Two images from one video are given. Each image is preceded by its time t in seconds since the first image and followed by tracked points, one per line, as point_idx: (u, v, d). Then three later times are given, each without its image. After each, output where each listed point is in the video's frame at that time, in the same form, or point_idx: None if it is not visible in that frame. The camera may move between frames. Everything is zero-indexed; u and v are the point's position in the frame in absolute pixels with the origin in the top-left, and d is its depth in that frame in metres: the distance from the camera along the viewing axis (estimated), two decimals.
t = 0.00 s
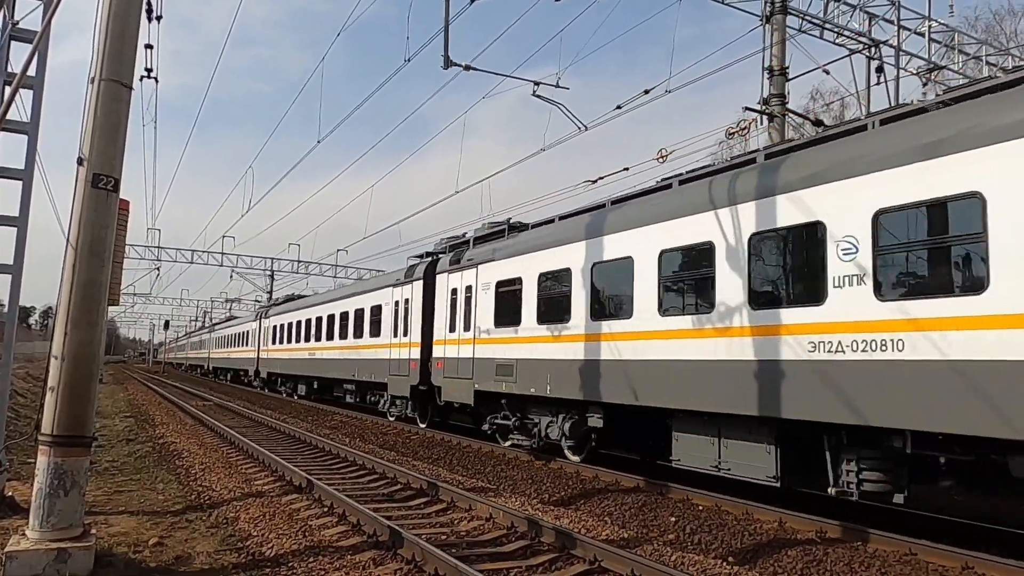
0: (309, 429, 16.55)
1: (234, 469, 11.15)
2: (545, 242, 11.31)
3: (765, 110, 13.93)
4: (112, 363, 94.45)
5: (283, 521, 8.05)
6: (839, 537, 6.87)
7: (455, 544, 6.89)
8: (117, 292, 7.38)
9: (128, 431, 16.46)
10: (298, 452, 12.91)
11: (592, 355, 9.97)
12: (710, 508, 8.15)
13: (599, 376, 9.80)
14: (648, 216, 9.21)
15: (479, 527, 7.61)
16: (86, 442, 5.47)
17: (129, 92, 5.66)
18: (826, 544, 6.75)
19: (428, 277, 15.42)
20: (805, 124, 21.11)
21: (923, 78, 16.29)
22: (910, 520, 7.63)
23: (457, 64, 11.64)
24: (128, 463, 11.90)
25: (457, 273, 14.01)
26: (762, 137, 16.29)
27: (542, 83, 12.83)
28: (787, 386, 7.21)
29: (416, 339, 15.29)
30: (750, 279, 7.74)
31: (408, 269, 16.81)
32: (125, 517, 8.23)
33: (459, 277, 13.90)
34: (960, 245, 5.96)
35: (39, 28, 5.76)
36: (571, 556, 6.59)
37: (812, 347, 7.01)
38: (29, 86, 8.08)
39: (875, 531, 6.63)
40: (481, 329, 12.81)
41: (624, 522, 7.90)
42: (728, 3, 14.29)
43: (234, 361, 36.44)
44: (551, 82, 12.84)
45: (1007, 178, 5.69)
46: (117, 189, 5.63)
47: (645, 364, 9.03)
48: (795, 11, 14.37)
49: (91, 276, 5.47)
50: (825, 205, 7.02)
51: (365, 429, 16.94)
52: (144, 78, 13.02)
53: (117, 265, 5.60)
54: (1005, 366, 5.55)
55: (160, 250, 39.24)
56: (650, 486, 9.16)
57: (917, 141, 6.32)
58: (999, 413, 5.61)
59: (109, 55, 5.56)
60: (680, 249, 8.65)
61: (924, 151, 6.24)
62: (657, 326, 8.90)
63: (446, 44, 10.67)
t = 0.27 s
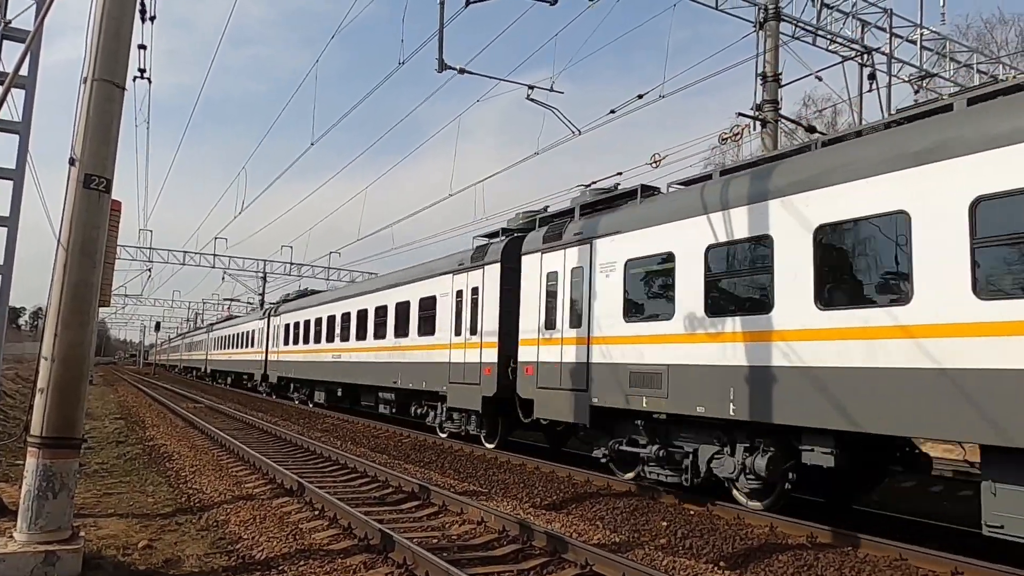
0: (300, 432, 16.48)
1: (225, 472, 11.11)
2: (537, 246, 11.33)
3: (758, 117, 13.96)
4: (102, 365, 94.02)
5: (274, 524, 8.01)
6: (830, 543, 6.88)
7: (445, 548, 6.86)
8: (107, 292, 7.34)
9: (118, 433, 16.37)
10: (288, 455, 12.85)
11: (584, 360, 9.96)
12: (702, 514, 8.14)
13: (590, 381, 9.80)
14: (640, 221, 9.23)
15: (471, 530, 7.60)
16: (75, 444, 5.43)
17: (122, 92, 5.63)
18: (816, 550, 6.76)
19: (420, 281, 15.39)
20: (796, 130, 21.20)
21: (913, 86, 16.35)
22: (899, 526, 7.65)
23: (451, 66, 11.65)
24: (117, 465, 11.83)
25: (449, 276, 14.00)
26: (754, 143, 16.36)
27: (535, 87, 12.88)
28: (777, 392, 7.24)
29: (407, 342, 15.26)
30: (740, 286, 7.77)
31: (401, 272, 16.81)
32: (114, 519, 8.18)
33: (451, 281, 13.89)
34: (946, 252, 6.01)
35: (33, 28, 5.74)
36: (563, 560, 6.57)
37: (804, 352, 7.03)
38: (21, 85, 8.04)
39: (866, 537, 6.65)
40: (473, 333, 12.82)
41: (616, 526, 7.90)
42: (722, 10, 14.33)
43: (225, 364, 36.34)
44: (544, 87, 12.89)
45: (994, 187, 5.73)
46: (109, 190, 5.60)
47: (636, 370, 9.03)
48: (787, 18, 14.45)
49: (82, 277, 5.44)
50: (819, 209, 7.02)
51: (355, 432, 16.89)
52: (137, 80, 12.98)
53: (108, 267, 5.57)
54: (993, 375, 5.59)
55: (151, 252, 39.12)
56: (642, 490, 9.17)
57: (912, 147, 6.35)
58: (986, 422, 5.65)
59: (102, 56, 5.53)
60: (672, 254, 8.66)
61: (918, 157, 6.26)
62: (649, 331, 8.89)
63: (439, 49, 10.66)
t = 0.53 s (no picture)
0: (301, 436, 16.47)
1: (226, 476, 11.10)
2: (538, 250, 11.32)
3: (759, 121, 13.96)
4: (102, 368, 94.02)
5: (274, 528, 8.01)
6: (832, 548, 6.86)
7: (446, 553, 6.85)
8: (108, 295, 7.35)
9: (119, 436, 16.37)
10: (289, 459, 12.84)
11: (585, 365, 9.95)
12: (703, 519, 8.13)
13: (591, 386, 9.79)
14: (640, 225, 9.24)
15: (471, 535, 7.59)
16: (75, 448, 5.42)
17: (124, 96, 5.65)
18: (818, 555, 6.74)
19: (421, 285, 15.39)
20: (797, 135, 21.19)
21: (914, 91, 16.37)
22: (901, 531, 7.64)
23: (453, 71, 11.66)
24: (117, 469, 11.82)
25: (450, 280, 14.01)
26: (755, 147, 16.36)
27: (537, 92, 12.87)
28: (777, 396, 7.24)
29: (408, 346, 15.26)
30: (739, 290, 7.78)
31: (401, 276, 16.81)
32: (114, 523, 8.18)
33: (452, 285, 13.88)
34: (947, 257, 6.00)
35: (36, 32, 5.76)
36: (563, 565, 6.55)
37: (805, 357, 7.01)
38: (23, 88, 8.06)
39: (868, 542, 6.63)
40: (474, 337, 12.82)
41: (617, 531, 7.88)
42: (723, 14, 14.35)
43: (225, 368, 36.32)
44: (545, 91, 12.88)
45: (994, 193, 5.73)
46: (111, 194, 5.61)
47: (637, 374, 9.02)
48: (789, 23, 14.46)
49: (83, 280, 5.44)
50: (820, 213, 7.02)
51: (356, 436, 16.88)
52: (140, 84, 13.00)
53: (109, 270, 5.58)
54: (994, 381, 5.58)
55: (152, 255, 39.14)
56: (642, 494, 9.16)
57: (913, 151, 6.34)
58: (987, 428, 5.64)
59: (105, 59, 5.55)
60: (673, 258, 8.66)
61: (920, 160, 6.25)
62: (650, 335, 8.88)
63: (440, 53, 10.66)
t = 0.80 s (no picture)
0: (304, 436, 16.48)
1: (229, 476, 11.12)
2: (541, 250, 11.32)
3: (762, 121, 13.93)
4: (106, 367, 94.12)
5: (277, 528, 8.02)
6: (835, 548, 6.85)
7: (448, 552, 6.85)
8: (112, 295, 7.36)
9: (123, 436, 16.41)
10: (292, 459, 12.85)
11: (588, 365, 9.95)
12: (706, 519, 8.12)
13: (593, 386, 9.79)
14: (642, 225, 9.24)
15: (474, 535, 7.59)
16: (78, 448, 5.44)
17: (127, 97, 5.66)
18: (821, 556, 6.73)
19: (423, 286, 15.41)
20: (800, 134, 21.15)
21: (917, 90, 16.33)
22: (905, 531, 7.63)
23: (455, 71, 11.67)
24: (121, 468, 11.85)
25: (452, 280, 14.02)
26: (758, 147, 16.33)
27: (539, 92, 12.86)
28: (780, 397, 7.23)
29: (410, 347, 15.27)
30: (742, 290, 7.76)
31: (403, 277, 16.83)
32: (117, 523, 8.19)
33: (454, 285, 13.88)
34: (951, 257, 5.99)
35: (39, 34, 5.77)
36: (566, 564, 6.55)
37: (808, 357, 7.01)
38: (26, 89, 8.09)
39: (871, 542, 6.61)
40: (476, 337, 12.83)
41: (620, 530, 7.88)
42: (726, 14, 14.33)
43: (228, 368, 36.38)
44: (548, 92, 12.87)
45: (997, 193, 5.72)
46: (114, 194, 5.62)
47: (640, 374, 9.01)
48: (792, 22, 14.43)
49: (87, 281, 5.45)
50: (823, 213, 7.01)
51: (358, 436, 16.88)
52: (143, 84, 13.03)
53: (113, 270, 5.59)
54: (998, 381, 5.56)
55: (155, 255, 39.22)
56: (645, 494, 9.15)
57: (917, 150, 6.32)
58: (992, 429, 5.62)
59: (108, 60, 5.56)
60: (676, 258, 8.66)
61: (924, 160, 6.24)
62: (653, 336, 8.87)
63: (442, 54, 10.67)
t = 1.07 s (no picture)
0: (304, 435, 16.47)
1: (229, 474, 11.13)
2: (541, 249, 11.31)
3: (762, 119, 13.92)
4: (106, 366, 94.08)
5: (278, 526, 8.02)
6: (835, 546, 6.84)
7: (449, 551, 6.85)
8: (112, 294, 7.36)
9: (124, 435, 16.41)
10: (292, 457, 12.85)
11: (589, 363, 9.96)
12: (706, 517, 8.12)
13: (594, 385, 9.79)
14: (643, 224, 9.24)
15: (475, 533, 7.60)
16: (79, 446, 5.44)
17: (127, 96, 5.66)
18: (822, 554, 6.73)
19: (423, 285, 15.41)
20: (800, 132, 21.12)
21: (918, 88, 16.32)
22: (901, 529, 7.62)
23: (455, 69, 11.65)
24: (121, 467, 11.85)
25: (453, 279, 14.02)
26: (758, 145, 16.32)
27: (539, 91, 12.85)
28: (781, 395, 7.23)
29: (411, 345, 15.28)
30: (742, 289, 7.77)
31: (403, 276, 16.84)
32: (118, 521, 8.20)
33: (455, 284, 13.88)
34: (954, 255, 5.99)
35: (39, 32, 5.77)
36: (566, 563, 6.56)
37: (809, 356, 7.01)
38: (26, 88, 8.08)
39: (871, 540, 6.61)
40: (477, 336, 12.84)
41: (621, 528, 7.88)
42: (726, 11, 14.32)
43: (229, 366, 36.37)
44: (548, 90, 12.86)
45: (997, 191, 5.72)
46: (114, 193, 5.62)
47: (642, 372, 9.02)
48: (791, 20, 14.41)
49: (87, 280, 5.45)
50: (823, 212, 7.01)
51: (359, 435, 16.88)
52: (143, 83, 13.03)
53: (113, 269, 5.59)
54: (1000, 380, 5.56)
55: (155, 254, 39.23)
56: (646, 492, 9.15)
57: (916, 150, 6.33)
58: (994, 428, 5.62)
59: (108, 59, 5.56)
60: (676, 257, 8.66)
61: (923, 159, 6.24)
62: (654, 335, 8.88)
63: (442, 52, 10.66)
